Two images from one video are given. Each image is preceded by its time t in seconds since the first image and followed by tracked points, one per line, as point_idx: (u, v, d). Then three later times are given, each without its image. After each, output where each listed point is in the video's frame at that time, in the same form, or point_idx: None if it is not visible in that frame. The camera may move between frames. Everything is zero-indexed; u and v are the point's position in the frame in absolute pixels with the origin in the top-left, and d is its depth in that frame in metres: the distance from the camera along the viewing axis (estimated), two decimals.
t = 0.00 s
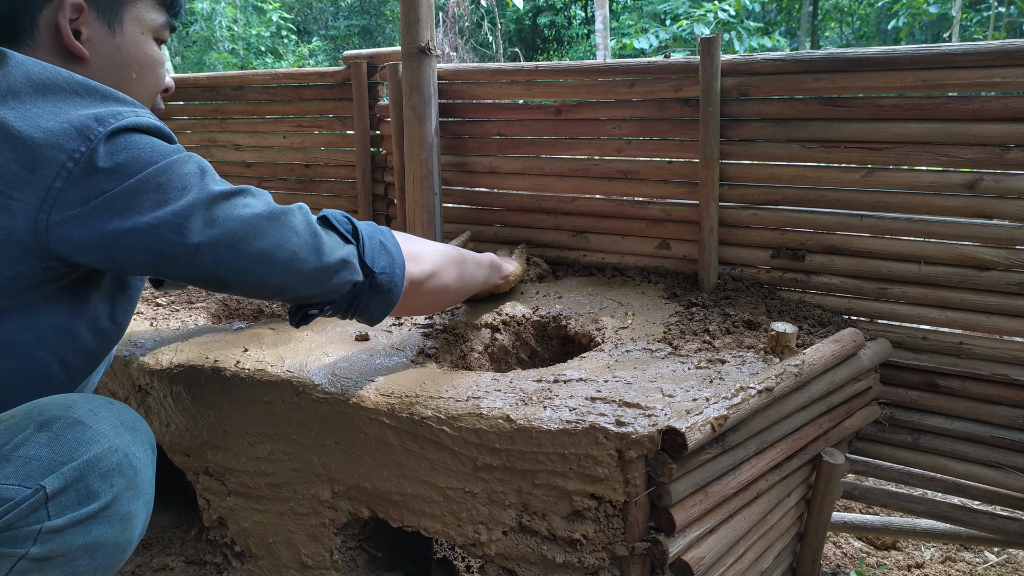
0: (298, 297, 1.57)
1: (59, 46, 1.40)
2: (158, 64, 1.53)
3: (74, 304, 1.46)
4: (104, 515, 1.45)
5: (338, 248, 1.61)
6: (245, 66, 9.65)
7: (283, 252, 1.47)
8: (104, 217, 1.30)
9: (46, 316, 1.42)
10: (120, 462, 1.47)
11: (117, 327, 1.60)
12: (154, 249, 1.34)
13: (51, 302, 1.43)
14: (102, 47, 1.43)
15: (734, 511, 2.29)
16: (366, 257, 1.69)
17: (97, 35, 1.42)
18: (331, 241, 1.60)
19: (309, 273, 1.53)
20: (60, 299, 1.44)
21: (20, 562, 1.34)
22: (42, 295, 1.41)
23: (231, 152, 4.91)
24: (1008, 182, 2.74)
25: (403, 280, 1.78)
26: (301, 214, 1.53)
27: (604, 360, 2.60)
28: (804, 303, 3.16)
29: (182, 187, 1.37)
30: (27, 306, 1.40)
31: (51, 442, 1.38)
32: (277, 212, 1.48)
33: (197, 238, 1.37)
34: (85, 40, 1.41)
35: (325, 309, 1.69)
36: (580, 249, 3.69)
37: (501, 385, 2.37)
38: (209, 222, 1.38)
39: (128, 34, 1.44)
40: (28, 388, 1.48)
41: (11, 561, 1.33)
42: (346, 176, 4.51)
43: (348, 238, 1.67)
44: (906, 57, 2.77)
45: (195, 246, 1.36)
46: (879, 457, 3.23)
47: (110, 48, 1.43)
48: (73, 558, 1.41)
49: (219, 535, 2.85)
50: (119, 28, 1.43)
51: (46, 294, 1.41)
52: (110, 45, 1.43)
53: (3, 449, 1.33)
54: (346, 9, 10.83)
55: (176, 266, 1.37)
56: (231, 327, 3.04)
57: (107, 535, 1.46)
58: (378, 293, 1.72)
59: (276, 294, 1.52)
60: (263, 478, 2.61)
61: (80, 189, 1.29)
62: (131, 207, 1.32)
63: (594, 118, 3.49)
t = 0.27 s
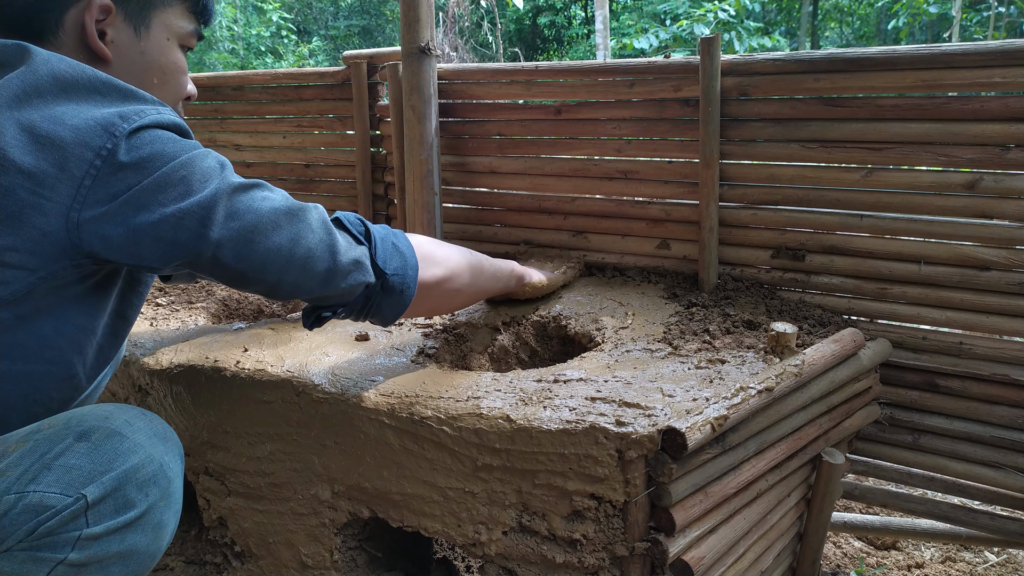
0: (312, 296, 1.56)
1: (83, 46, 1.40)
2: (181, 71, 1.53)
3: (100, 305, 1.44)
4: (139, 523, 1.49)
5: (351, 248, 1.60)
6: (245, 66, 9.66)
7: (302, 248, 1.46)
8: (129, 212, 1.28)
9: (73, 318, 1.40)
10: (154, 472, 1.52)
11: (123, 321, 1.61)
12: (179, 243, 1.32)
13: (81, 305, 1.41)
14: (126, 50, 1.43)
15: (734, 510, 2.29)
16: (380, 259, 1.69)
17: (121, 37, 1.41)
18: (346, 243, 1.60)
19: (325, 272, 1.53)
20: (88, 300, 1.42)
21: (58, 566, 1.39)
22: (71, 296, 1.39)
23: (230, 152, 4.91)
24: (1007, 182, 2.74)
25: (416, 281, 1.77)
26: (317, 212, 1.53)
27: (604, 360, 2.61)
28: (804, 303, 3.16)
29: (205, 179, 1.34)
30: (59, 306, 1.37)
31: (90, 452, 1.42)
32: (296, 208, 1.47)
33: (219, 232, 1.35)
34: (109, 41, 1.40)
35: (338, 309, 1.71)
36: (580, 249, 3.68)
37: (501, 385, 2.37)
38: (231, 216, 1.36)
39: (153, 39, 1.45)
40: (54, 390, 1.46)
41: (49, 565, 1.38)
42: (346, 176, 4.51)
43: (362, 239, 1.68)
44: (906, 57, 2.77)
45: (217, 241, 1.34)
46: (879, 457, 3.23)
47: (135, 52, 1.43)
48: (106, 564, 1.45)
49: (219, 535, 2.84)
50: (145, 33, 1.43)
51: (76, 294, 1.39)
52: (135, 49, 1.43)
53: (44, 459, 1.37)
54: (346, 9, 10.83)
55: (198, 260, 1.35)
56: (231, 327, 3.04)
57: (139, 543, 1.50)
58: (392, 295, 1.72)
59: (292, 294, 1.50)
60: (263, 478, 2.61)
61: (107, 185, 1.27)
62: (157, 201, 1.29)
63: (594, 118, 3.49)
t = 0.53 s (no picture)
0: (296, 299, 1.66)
1: (71, 43, 1.43)
2: (169, 68, 1.57)
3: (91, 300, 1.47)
4: (144, 522, 1.49)
5: (337, 258, 1.70)
6: (245, 66, 9.66)
7: (290, 254, 1.55)
8: (125, 212, 1.32)
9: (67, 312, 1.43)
10: (160, 472, 1.53)
11: (113, 315, 1.62)
12: (175, 246, 1.39)
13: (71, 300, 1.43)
14: (113, 47, 1.47)
15: (734, 510, 2.29)
16: (361, 268, 1.79)
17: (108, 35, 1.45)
18: (331, 252, 1.70)
19: (311, 277, 1.63)
20: (79, 295, 1.45)
21: (63, 563, 1.40)
22: (62, 291, 1.41)
23: (231, 152, 4.92)
24: (1007, 182, 2.74)
25: (398, 289, 1.88)
26: (304, 218, 1.62)
27: (604, 360, 2.61)
28: (804, 303, 3.16)
29: (198, 183, 1.41)
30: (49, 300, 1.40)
31: (96, 450, 1.44)
32: (285, 214, 1.55)
33: (213, 238, 1.43)
34: (96, 38, 1.44)
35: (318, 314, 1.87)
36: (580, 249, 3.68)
37: (501, 385, 2.37)
38: (224, 221, 1.44)
39: (140, 36, 1.48)
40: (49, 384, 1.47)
41: (54, 562, 1.39)
42: (346, 176, 4.51)
43: (347, 248, 1.77)
44: (906, 57, 2.77)
45: (210, 247, 1.43)
46: (880, 457, 3.23)
47: (122, 49, 1.47)
48: (112, 562, 1.46)
49: (219, 535, 2.84)
50: (132, 30, 1.47)
51: (67, 290, 1.42)
52: (122, 46, 1.47)
53: (50, 457, 1.39)
54: (346, 9, 10.84)
55: (191, 263, 1.43)
56: (231, 327, 3.04)
57: (145, 541, 1.50)
58: (372, 303, 1.83)
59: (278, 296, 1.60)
60: (263, 478, 2.61)
61: (103, 184, 1.31)
62: (154, 202, 1.35)
63: (594, 118, 3.49)
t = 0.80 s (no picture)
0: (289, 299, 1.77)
1: (81, 54, 1.46)
2: (172, 82, 1.60)
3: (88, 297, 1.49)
4: (190, 533, 1.58)
5: (335, 262, 1.81)
6: (245, 66, 9.65)
7: (288, 265, 1.66)
8: (135, 219, 1.39)
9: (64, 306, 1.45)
10: (206, 488, 1.61)
11: (113, 315, 1.60)
12: (180, 254, 1.48)
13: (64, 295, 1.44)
14: (122, 60, 1.50)
15: (734, 510, 2.29)
16: (356, 271, 1.87)
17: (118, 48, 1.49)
18: (328, 256, 1.79)
19: (305, 284, 1.74)
20: (75, 291, 1.46)
21: (114, 563, 1.48)
22: (54, 288, 1.42)
23: (231, 152, 4.92)
24: (1008, 182, 2.74)
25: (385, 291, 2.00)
26: (303, 226, 1.73)
27: (604, 360, 2.61)
28: (804, 303, 3.16)
29: (205, 195, 1.50)
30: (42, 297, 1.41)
31: (154, 462, 1.54)
32: (284, 227, 1.66)
33: (217, 248, 1.53)
34: (106, 51, 1.48)
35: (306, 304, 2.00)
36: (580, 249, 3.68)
37: (501, 385, 2.37)
38: (227, 232, 1.54)
39: (148, 50, 1.52)
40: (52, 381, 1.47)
41: (105, 560, 1.48)
42: (346, 176, 4.51)
43: (344, 251, 1.85)
44: (906, 57, 2.77)
45: (214, 257, 1.53)
46: (880, 457, 3.23)
47: (131, 62, 1.51)
48: (156, 567, 1.54)
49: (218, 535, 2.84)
50: (140, 44, 1.51)
51: (63, 286, 1.44)
52: (130, 59, 1.51)
53: (111, 464, 1.50)
54: (346, 9, 10.84)
55: (193, 269, 1.53)
56: (231, 327, 3.04)
57: (189, 552, 1.59)
58: (362, 299, 1.94)
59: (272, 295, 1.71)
60: (263, 478, 2.61)
61: (116, 191, 1.37)
62: (163, 212, 1.43)
63: (594, 118, 3.49)
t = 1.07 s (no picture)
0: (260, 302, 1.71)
1: (82, 52, 1.46)
2: (169, 88, 1.60)
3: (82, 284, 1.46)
4: (224, 545, 1.59)
5: (304, 269, 1.75)
6: (245, 66, 9.65)
7: (260, 266, 1.60)
8: (109, 207, 1.34)
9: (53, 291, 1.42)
10: (244, 504, 1.62)
11: (103, 306, 1.58)
12: (150, 248, 1.42)
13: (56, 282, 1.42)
14: (122, 61, 1.50)
15: (734, 510, 2.29)
16: (324, 278, 1.84)
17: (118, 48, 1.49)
18: (299, 262, 1.74)
19: (277, 287, 1.68)
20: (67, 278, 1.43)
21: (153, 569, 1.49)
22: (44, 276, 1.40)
23: (231, 152, 4.92)
24: (1008, 182, 2.74)
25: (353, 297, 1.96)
26: (277, 229, 1.67)
27: (604, 360, 2.61)
28: (804, 303, 3.16)
29: (184, 187, 1.44)
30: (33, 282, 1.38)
31: (198, 476, 1.56)
32: (259, 228, 1.60)
33: (189, 245, 1.46)
34: (106, 50, 1.48)
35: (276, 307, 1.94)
36: (580, 249, 3.68)
37: (500, 385, 2.37)
38: (201, 228, 1.48)
39: (147, 53, 1.52)
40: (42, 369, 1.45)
41: (146, 565, 1.48)
42: (346, 176, 4.51)
43: (314, 257, 1.80)
44: (906, 57, 2.77)
45: (185, 256, 1.47)
46: (880, 457, 3.23)
47: (130, 63, 1.51)
48: None
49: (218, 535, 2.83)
50: (140, 47, 1.51)
51: (55, 272, 1.41)
52: (129, 60, 1.51)
53: (158, 475, 1.51)
54: (346, 9, 10.84)
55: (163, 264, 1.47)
56: (232, 326, 3.04)
57: (221, 563, 1.59)
58: (328, 306, 1.93)
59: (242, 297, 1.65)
60: (263, 478, 2.60)
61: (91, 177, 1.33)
62: (138, 202, 1.37)
63: (594, 118, 3.49)
